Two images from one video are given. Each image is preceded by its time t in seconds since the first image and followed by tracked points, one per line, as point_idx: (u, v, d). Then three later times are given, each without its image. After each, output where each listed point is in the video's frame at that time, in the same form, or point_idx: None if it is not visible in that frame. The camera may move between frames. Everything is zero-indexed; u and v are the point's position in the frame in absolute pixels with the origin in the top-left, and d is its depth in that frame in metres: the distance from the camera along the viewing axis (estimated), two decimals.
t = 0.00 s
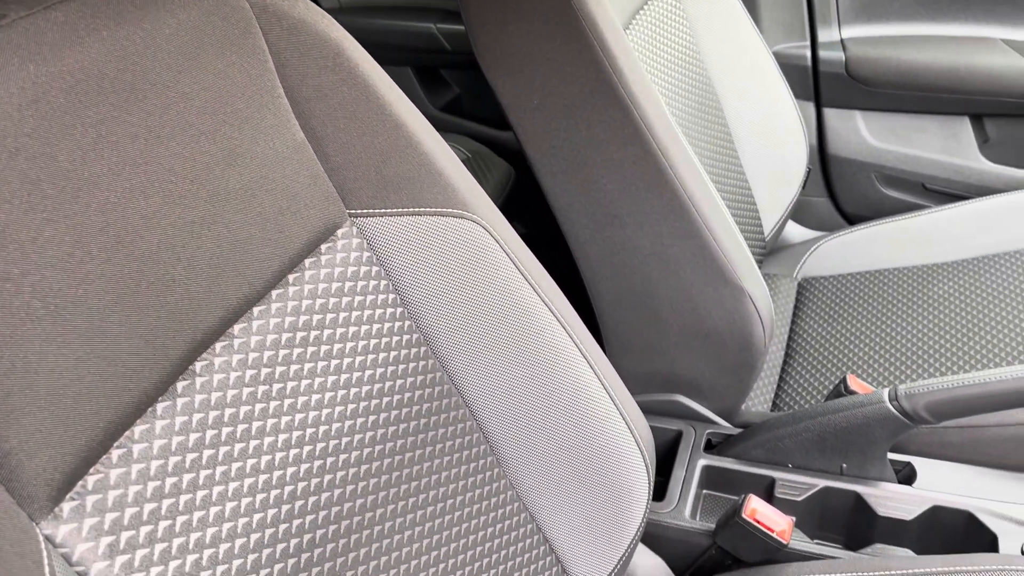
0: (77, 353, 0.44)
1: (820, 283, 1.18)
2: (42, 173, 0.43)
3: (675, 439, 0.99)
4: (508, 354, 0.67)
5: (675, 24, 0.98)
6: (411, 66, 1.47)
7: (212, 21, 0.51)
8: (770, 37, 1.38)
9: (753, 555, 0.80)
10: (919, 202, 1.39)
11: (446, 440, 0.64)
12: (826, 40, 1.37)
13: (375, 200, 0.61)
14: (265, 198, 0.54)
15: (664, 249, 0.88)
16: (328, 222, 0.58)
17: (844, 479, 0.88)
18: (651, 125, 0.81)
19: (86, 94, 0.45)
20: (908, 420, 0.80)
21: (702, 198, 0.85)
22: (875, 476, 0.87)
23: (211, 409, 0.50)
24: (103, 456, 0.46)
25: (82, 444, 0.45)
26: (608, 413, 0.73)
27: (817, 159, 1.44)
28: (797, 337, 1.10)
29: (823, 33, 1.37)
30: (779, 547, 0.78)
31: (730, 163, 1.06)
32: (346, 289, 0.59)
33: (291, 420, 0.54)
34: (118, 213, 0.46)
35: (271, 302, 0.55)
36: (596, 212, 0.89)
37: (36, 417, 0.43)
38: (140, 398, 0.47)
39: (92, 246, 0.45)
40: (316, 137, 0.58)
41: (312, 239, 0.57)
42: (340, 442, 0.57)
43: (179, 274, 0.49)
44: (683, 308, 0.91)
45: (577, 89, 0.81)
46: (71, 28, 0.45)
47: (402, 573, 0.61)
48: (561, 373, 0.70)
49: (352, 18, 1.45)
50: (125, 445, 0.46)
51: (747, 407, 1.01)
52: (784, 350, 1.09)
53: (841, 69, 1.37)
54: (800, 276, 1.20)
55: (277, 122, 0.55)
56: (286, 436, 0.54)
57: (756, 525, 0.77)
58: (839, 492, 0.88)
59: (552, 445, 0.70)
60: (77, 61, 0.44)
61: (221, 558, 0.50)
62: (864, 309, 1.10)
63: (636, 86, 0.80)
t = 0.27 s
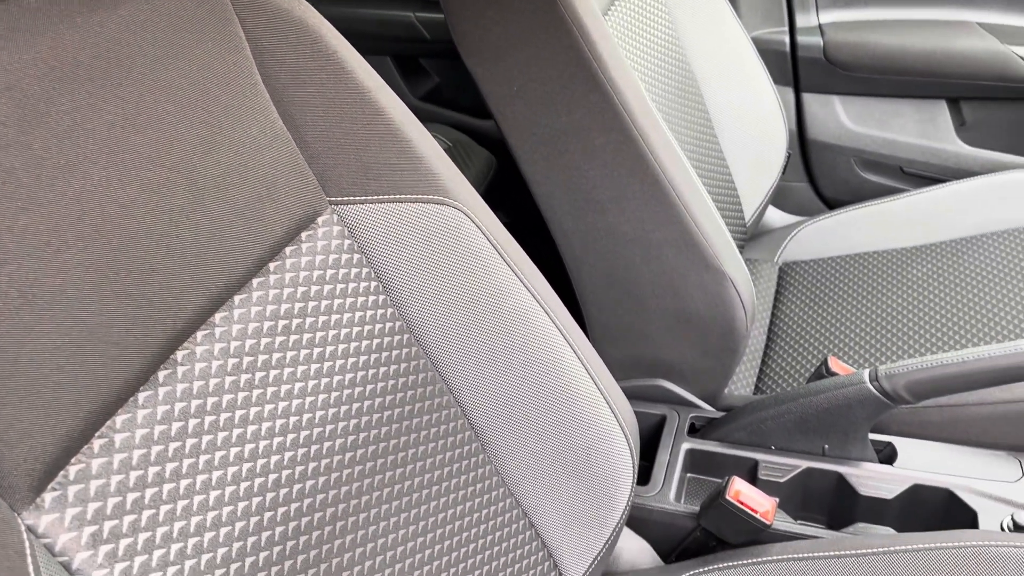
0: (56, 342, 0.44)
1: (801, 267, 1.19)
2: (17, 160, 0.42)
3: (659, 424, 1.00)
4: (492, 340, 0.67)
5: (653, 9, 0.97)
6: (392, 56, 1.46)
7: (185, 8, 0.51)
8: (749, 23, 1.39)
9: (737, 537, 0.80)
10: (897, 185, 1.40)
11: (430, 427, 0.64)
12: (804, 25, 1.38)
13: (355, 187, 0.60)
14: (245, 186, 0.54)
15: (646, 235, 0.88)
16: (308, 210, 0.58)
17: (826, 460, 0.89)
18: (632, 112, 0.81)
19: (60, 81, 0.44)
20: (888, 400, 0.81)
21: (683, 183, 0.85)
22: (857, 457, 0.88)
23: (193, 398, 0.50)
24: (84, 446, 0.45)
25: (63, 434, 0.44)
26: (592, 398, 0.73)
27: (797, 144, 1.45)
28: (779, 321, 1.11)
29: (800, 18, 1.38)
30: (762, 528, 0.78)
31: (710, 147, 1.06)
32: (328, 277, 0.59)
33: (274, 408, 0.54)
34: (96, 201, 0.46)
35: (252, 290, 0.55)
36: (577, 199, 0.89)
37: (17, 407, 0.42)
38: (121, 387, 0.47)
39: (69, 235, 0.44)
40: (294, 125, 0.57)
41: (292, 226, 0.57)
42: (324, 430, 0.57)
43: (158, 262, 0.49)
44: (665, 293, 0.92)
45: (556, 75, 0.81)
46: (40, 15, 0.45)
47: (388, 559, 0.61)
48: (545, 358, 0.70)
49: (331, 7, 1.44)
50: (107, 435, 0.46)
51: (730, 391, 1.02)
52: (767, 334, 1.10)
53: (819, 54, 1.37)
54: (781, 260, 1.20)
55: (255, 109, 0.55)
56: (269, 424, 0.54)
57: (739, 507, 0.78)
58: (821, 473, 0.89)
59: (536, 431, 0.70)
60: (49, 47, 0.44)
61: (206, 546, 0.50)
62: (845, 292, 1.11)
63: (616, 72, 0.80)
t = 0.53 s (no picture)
0: (33, 333, 0.43)
1: (780, 251, 1.19)
2: None
3: (641, 410, 1.00)
4: (473, 326, 0.67)
5: None
6: (368, 47, 1.45)
7: None
8: (726, 9, 1.39)
9: (719, 519, 0.81)
10: (873, 169, 1.42)
11: (413, 415, 0.64)
12: (780, 12, 1.39)
13: (334, 176, 0.60)
14: (221, 176, 0.54)
15: (626, 222, 0.88)
16: (287, 200, 0.58)
17: (807, 442, 0.90)
18: (610, 99, 0.81)
19: (33, 69, 0.44)
20: (868, 380, 0.82)
21: (661, 169, 0.85)
22: (837, 438, 0.89)
23: (173, 389, 0.50)
24: (64, 438, 0.45)
25: (41, 426, 0.44)
26: (575, 383, 0.74)
27: (775, 130, 1.46)
28: (759, 306, 1.12)
29: (777, 5, 1.39)
30: (745, 510, 0.79)
31: (688, 133, 1.06)
32: (308, 266, 0.59)
33: (256, 398, 0.54)
34: (71, 191, 0.45)
35: (231, 281, 0.54)
36: (557, 187, 0.89)
37: None
38: (100, 378, 0.47)
39: (44, 225, 0.44)
40: (271, 113, 0.57)
41: (271, 216, 0.57)
42: (307, 419, 0.57)
43: (136, 252, 0.49)
44: (645, 280, 0.92)
45: (534, 63, 0.81)
46: None
47: (373, 547, 0.61)
48: (526, 344, 0.70)
49: None
50: (87, 427, 0.46)
51: (712, 375, 1.02)
52: (747, 319, 1.10)
53: (796, 40, 1.38)
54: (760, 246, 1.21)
55: (231, 98, 0.54)
56: (251, 414, 0.54)
57: (722, 489, 0.79)
58: (802, 455, 0.90)
59: (519, 417, 0.70)
60: (22, 34, 0.43)
61: (189, 537, 0.49)
62: (823, 276, 1.11)
63: (594, 60, 0.80)
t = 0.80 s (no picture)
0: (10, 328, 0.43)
1: (759, 238, 1.20)
2: None
3: (623, 398, 1.01)
4: (453, 315, 0.67)
5: None
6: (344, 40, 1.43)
7: None
8: None
9: (703, 504, 0.82)
10: (850, 156, 1.42)
11: (396, 406, 0.64)
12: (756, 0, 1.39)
13: (312, 168, 0.60)
14: (198, 169, 0.53)
15: (606, 211, 0.88)
16: (265, 192, 0.58)
17: (788, 426, 0.91)
18: (588, 87, 0.81)
19: (7, 59, 0.43)
20: (847, 364, 0.83)
21: (640, 157, 0.85)
22: (818, 421, 0.90)
23: (154, 382, 0.50)
24: (43, 434, 0.45)
25: (19, 422, 0.44)
26: (557, 370, 0.74)
27: (753, 118, 1.46)
28: (739, 292, 1.13)
29: None
30: (729, 494, 0.80)
31: (666, 121, 1.07)
32: (288, 258, 0.58)
33: (236, 391, 0.54)
34: (46, 184, 0.45)
35: (210, 274, 0.54)
36: (536, 177, 0.89)
37: None
38: (79, 373, 0.47)
39: (19, 219, 0.43)
40: (247, 106, 0.57)
41: (249, 208, 0.57)
42: (289, 411, 0.57)
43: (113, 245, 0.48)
44: (626, 268, 0.93)
45: (510, 53, 0.80)
46: None
47: (358, 537, 0.61)
48: (507, 333, 0.70)
49: None
50: (67, 421, 0.46)
51: (694, 362, 1.03)
52: (727, 306, 1.11)
53: (772, 28, 1.38)
54: (740, 233, 1.21)
55: (207, 90, 0.54)
56: (233, 407, 0.54)
57: (705, 474, 0.79)
58: (783, 439, 0.91)
59: (500, 404, 0.71)
60: None
61: (173, 530, 0.49)
62: (802, 262, 1.12)
63: (572, 49, 0.80)
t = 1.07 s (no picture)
0: None
1: (735, 226, 1.21)
2: None
3: (602, 387, 1.02)
4: (430, 306, 0.67)
5: None
6: (318, 34, 1.41)
7: None
8: None
9: (683, 490, 0.82)
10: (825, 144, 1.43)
11: (375, 398, 0.65)
12: None
13: (285, 161, 0.60)
14: (170, 164, 0.53)
15: (582, 201, 0.89)
16: (237, 187, 0.57)
17: (765, 411, 0.92)
18: (561, 78, 0.81)
19: None
20: (821, 348, 0.84)
21: (614, 147, 0.86)
22: (794, 406, 0.91)
23: (129, 378, 0.49)
24: (17, 432, 0.44)
25: None
26: (534, 359, 0.74)
27: (726, 107, 1.47)
28: (716, 280, 1.14)
29: None
30: (707, 479, 0.81)
31: (640, 111, 1.07)
32: (262, 252, 0.58)
33: (213, 385, 0.54)
34: (16, 180, 0.44)
35: (184, 269, 0.54)
36: (512, 169, 0.89)
37: None
38: (52, 370, 0.46)
39: None
40: (219, 101, 0.56)
41: (220, 204, 0.56)
42: (266, 406, 0.57)
43: (84, 241, 0.48)
44: (602, 258, 0.93)
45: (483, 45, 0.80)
46: None
47: (339, 529, 0.61)
48: (484, 323, 0.70)
49: None
50: (41, 419, 0.45)
51: (671, 351, 1.04)
52: (704, 294, 1.12)
53: (744, 18, 1.39)
54: (716, 223, 1.22)
55: (177, 84, 0.53)
56: (210, 402, 0.53)
57: (684, 460, 0.80)
58: (761, 424, 0.92)
59: (479, 395, 0.71)
60: None
61: (151, 526, 0.49)
62: (777, 249, 1.13)
63: (546, 41, 0.80)
